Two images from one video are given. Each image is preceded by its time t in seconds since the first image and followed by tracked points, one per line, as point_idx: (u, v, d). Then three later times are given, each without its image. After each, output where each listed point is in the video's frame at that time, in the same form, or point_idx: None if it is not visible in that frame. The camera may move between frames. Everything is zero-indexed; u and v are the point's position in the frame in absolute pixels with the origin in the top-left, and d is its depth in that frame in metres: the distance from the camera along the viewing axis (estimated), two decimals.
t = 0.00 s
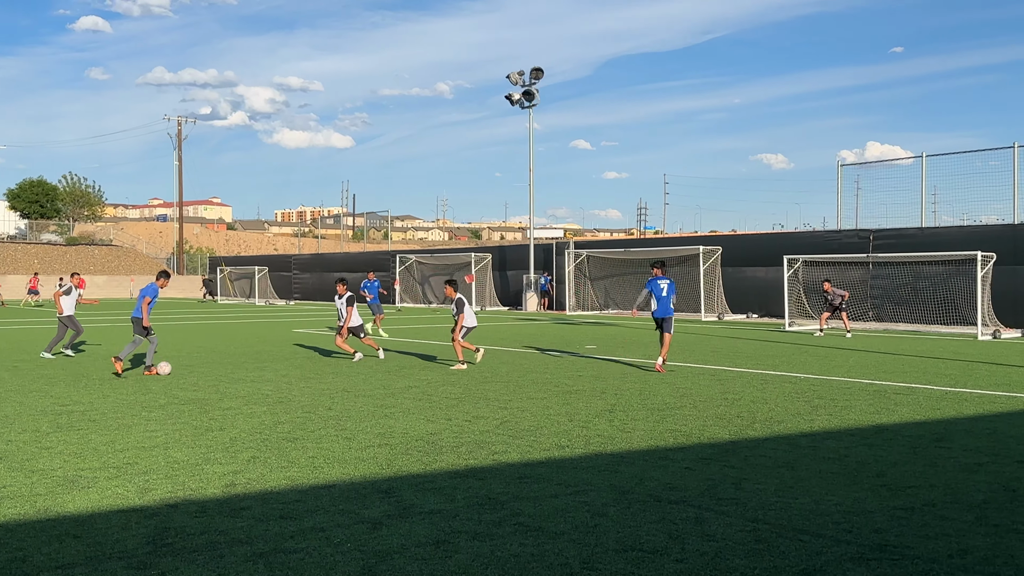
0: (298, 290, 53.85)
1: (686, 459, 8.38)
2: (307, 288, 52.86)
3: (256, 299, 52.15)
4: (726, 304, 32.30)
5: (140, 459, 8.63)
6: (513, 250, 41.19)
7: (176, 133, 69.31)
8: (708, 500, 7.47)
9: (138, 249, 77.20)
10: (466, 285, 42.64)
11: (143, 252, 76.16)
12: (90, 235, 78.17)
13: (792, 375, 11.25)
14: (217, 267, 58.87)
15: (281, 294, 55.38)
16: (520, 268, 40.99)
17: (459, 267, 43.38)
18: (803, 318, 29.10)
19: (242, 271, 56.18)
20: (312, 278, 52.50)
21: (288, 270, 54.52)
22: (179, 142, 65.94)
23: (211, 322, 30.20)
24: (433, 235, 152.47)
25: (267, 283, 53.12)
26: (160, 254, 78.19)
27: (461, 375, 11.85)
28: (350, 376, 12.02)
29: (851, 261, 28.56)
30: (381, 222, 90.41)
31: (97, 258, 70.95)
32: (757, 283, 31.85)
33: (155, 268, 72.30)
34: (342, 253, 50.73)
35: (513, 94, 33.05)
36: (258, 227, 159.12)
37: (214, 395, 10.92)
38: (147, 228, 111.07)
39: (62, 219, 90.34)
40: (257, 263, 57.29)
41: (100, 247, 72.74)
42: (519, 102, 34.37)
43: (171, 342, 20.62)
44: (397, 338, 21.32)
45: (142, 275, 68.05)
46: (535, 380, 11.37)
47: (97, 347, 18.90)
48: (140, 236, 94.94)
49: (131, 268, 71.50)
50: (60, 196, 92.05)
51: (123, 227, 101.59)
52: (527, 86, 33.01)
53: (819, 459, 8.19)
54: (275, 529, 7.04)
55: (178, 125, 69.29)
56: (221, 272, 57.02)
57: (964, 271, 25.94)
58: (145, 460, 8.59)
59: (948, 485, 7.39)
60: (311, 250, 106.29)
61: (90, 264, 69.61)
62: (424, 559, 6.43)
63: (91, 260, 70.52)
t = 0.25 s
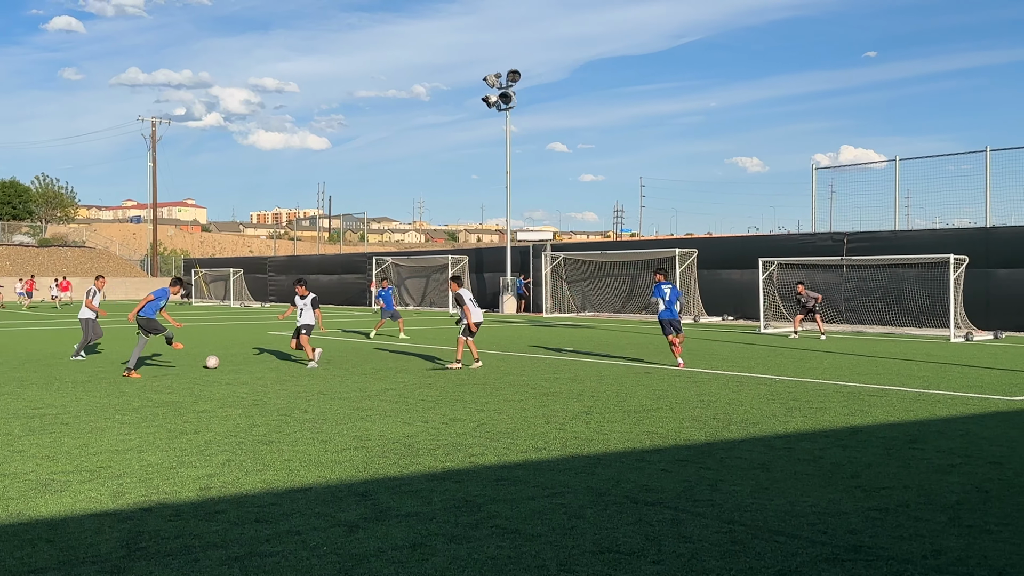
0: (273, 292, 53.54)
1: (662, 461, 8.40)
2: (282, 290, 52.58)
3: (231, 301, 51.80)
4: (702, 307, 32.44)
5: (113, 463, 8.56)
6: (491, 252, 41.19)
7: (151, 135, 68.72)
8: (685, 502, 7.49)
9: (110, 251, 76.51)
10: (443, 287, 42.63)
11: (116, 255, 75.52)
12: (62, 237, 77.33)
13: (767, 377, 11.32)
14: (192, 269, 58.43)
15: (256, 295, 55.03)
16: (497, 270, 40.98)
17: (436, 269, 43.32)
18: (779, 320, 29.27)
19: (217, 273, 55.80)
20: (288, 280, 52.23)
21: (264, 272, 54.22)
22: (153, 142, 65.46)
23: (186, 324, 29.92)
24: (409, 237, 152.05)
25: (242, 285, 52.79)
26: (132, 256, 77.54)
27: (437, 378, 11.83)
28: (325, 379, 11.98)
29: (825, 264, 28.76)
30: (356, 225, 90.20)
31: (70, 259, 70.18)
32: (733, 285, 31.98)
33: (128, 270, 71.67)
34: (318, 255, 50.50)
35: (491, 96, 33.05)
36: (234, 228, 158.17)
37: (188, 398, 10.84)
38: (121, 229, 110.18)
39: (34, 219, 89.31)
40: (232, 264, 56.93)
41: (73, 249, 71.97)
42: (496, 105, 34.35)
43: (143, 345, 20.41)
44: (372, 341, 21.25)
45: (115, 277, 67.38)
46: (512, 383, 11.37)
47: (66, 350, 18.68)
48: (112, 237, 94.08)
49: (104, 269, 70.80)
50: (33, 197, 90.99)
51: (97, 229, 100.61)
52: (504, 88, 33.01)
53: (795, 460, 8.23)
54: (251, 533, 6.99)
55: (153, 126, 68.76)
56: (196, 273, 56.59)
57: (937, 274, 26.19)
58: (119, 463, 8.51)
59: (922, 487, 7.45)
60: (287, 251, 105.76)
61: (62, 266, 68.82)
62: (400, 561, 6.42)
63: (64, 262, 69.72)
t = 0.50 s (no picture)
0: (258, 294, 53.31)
1: (647, 462, 8.41)
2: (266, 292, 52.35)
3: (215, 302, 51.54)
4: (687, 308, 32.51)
5: (96, 465, 8.51)
6: (476, 254, 41.16)
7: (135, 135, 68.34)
8: (669, 503, 7.50)
9: (93, 252, 76.04)
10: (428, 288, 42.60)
11: (99, 256, 75.07)
12: (44, 239, 76.81)
13: (752, 378, 11.35)
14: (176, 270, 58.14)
15: (241, 297, 54.78)
16: (482, 272, 40.95)
17: (421, 271, 43.26)
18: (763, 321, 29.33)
19: (200, 275, 55.55)
20: (273, 282, 52.04)
21: (248, 273, 54.00)
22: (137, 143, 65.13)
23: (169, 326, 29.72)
24: (393, 239, 151.65)
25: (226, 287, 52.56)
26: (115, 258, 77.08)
27: (422, 380, 11.80)
28: (309, 380, 11.94)
29: (808, 266, 28.85)
30: (340, 227, 90.06)
31: (52, 259, 69.69)
32: (718, 287, 32.03)
33: (111, 271, 71.26)
34: (303, 256, 50.35)
35: (477, 98, 33.02)
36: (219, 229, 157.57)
37: (172, 400, 10.79)
38: (104, 230, 109.58)
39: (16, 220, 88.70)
40: (216, 266, 56.67)
41: (55, 250, 71.47)
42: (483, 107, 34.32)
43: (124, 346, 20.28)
44: (355, 343, 21.20)
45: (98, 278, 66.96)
46: (497, 384, 11.36)
47: (46, 352, 18.52)
48: (95, 238, 93.52)
49: (86, 270, 70.34)
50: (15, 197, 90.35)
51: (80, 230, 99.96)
52: (489, 89, 33.00)
53: (779, 461, 8.25)
54: (235, 535, 6.97)
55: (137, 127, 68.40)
56: (180, 275, 56.30)
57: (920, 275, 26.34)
58: (102, 465, 8.46)
59: (905, 487, 7.49)
60: (272, 253, 105.38)
61: (44, 267, 68.33)
62: (385, 563, 6.40)
63: (46, 262, 69.21)
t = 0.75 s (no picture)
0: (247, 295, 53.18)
1: (638, 463, 8.40)
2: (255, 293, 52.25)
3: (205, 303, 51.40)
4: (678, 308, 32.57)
5: (85, 467, 8.47)
6: (467, 255, 41.15)
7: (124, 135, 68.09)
8: (660, 504, 7.50)
9: (82, 253, 75.75)
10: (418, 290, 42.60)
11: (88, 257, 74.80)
12: (33, 239, 76.46)
13: (742, 379, 11.37)
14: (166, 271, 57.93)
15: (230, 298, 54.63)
16: (473, 273, 40.94)
17: (412, 272, 43.22)
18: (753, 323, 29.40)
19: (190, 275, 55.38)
20: (263, 283, 51.92)
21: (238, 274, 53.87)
22: (126, 143, 64.93)
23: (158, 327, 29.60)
24: (383, 239, 151.28)
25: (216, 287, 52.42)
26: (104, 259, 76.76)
27: (412, 381, 11.79)
28: (298, 382, 11.91)
29: (798, 267, 28.90)
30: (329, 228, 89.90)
31: (41, 260, 69.38)
32: (708, 288, 32.06)
33: (100, 272, 70.99)
34: (294, 257, 50.25)
35: (467, 99, 33.02)
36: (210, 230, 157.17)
37: (161, 401, 10.75)
38: (94, 230, 109.16)
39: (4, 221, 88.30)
40: (205, 267, 56.51)
41: (44, 250, 71.16)
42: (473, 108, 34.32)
43: (111, 347, 20.19)
44: (345, 344, 21.16)
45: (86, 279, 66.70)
46: (488, 386, 11.34)
47: (33, 353, 18.43)
48: (84, 239, 93.17)
49: (75, 271, 70.05)
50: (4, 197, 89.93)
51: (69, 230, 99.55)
52: (479, 90, 33.00)
53: (769, 462, 8.26)
54: (224, 537, 6.95)
55: (126, 127, 68.15)
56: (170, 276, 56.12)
57: (909, 277, 26.43)
58: (91, 467, 8.43)
59: (894, 488, 7.51)
60: (262, 253, 105.17)
61: (33, 267, 68.01)
62: (375, 565, 6.39)
63: (34, 263, 68.89)
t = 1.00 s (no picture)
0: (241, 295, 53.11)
1: (631, 464, 8.40)
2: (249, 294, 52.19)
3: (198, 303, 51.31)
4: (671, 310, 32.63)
5: (77, 468, 8.45)
6: (460, 256, 41.13)
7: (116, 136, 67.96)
8: (653, 505, 7.50)
9: (74, 253, 75.53)
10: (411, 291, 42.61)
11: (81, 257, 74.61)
12: (24, 239, 76.21)
13: (735, 380, 11.38)
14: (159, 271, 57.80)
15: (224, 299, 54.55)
16: (466, 274, 40.92)
17: (405, 273, 43.19)
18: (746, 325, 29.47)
19: (183, 276, 55.27)
20: (256, 283, 51.85)
21: (231, 275, 53.78)
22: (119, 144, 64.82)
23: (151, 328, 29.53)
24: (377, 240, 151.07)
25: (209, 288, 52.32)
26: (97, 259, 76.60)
27: (404, 382, 11.77)
28: (291, 383, 11.89)
29: (791, 268, 28.94)
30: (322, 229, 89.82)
31: (33, 260, 69.19)
32: (701, 289, 32.09)
33: (93, 272, 70.83)
34: (287, 258, 50.19)
35: (460, 99, 33.02)
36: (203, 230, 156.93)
37: (153, 402, 10.73)
38: (86, 231, 108.90)
39: None
40: (198, 267, 56.40)
41: (36, 251, 70.98)
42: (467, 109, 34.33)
43: (102, 348, 20.14)
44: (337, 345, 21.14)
45: (79, 279, 66.53)
46: (481, 387, 11.33)
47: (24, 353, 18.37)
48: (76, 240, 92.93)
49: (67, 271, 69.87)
50: None
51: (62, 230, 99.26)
52: (473, 91, 33.03)
53: (761, 463, 8.26)
54: (217, 538, 6.93)
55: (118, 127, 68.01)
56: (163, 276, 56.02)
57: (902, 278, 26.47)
58: (82, 468, 8.40)
59: (886, 488, 7.52)
60: (255, 254, 104.99)
61: (25, 267, 67.83)
62: (367, 566, 6.38)
63: (26, 263, 68.72)
